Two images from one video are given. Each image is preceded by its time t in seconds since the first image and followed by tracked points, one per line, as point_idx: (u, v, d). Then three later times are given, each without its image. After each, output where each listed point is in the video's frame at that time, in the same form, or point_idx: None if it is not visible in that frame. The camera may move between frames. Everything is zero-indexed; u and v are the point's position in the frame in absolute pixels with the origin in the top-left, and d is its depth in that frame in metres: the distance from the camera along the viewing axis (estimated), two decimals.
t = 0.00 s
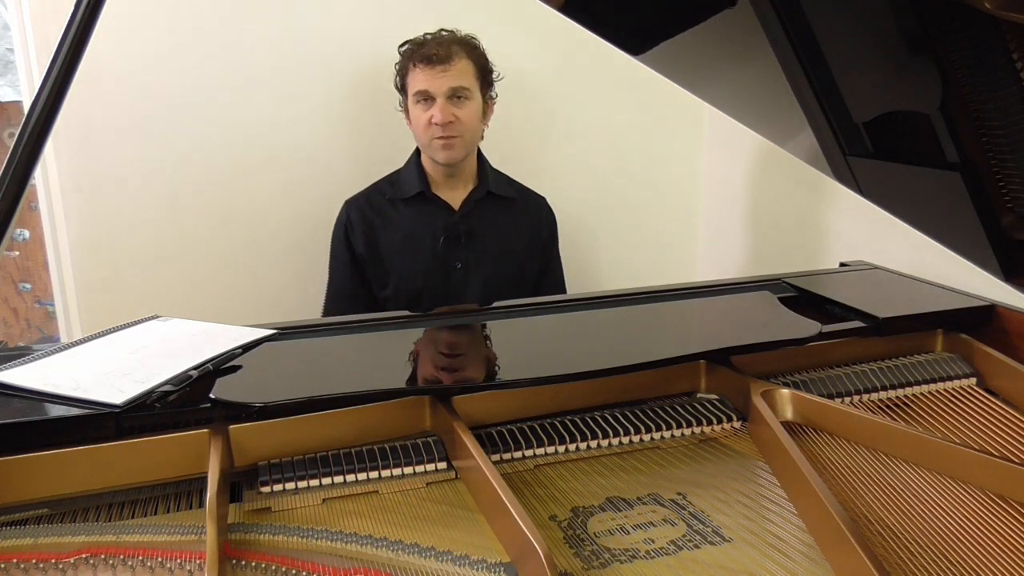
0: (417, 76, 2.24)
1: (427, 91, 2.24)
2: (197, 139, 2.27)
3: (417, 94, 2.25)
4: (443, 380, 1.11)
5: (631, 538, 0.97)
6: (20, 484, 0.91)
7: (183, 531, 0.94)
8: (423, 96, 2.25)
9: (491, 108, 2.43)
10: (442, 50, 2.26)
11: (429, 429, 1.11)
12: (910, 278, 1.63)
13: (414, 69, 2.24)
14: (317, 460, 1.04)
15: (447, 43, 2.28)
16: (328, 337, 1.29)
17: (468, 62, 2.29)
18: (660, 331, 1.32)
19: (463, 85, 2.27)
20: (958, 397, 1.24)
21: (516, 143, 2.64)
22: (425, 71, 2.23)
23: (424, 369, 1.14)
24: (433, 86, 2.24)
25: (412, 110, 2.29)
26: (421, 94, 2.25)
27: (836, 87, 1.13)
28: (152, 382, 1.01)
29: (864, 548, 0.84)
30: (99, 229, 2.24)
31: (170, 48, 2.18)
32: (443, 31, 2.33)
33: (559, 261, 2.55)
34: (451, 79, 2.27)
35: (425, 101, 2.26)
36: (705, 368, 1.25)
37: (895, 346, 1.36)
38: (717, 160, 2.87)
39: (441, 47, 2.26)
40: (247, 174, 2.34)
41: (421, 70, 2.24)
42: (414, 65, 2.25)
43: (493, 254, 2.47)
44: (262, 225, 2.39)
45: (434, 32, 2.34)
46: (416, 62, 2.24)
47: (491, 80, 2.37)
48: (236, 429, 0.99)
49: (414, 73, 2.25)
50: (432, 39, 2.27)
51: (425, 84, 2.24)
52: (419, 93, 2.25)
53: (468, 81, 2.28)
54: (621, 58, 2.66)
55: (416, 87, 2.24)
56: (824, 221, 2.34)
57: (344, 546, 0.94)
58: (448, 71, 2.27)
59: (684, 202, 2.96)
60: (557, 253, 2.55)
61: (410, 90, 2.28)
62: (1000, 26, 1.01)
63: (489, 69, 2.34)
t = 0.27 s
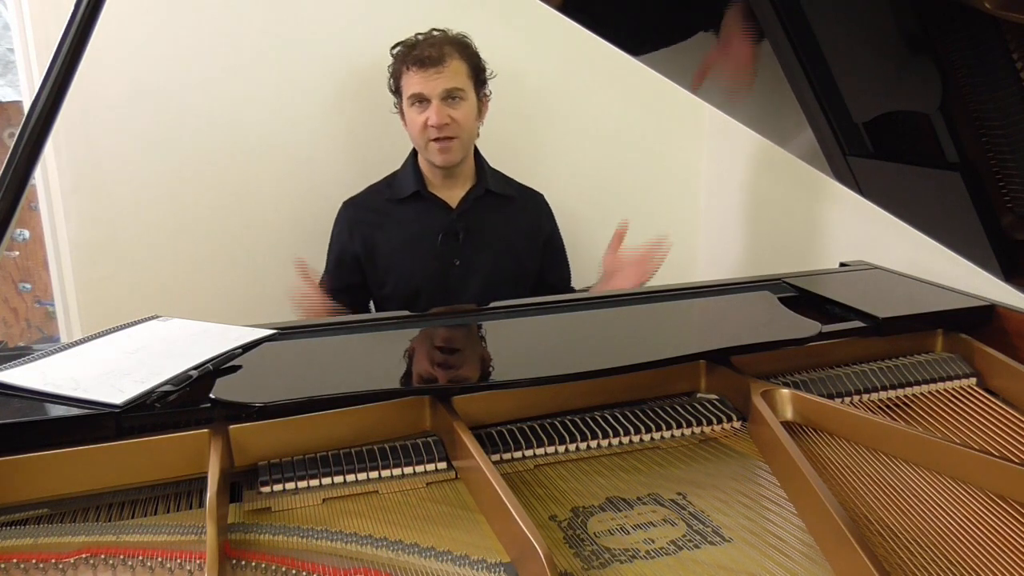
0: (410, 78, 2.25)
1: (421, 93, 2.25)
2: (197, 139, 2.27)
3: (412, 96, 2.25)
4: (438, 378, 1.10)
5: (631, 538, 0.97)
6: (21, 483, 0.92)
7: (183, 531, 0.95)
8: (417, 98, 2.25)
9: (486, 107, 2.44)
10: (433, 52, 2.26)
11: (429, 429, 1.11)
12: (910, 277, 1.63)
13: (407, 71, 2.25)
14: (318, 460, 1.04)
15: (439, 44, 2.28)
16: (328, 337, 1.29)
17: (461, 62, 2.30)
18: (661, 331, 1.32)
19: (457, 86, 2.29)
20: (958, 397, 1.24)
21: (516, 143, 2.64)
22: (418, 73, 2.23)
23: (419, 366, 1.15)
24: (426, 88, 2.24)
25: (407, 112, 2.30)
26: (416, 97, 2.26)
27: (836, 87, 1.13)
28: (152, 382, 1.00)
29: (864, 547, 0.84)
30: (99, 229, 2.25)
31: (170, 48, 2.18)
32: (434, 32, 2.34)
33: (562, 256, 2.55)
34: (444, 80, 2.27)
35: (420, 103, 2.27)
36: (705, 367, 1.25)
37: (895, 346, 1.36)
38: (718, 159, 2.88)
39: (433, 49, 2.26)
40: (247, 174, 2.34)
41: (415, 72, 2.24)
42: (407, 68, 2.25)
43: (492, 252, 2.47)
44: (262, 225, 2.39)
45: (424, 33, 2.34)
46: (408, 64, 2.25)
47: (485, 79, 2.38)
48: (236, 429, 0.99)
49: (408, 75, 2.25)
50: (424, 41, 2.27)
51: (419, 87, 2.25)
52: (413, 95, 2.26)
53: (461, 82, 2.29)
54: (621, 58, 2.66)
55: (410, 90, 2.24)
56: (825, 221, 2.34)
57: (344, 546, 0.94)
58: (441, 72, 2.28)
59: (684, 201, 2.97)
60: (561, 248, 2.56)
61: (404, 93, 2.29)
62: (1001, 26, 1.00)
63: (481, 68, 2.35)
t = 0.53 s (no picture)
0: (402, 75, 2.24)
1: (412, 89, 2.24)
2: (197, 139, 2.27)
3: (403, 93, 2.25)
4: (430, 380, 1.10)
5: (631, 538, 0.97)
6: (20, 484, 0.91)
7: (184, 531, 0.94)
8: (408, 94, 2.24)
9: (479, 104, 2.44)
10: (425, 48, 2.25)
11: (429, 429, 1.11)
12: (910, 277, 1.63)
13: (399, 68, 2.24)
14: (318, 460, 1.04)
15: (430, 40, 2.27)
16: (328, 337, 1.29)
17: (452, 58, 2.30)
18: (661, 331, 1.32)
19: (447, 81, 2.29)
20: (959, 397, 1.24)
21: (517, 143, 2.64)
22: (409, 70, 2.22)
23: (413, 366, 1.15)
24: (417, 84, 2.23)
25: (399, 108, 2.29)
26: (407, 93, 2.25)
27: (837, 87, 1.13)
28: (152, 382, 1.01)
29: (864, 547, 0.84)
30: (99, 229, 2.24)
31: (171, 49, 2.18)
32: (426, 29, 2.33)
33: (561, 243, 2.56)
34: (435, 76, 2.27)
35: (411, 99, 2.26)
36: (705, 368, 1.25)
37: (895, 346, 1.36)
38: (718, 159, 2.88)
39: (425, 45, 2.25)
40: (247, 174, 2.33)
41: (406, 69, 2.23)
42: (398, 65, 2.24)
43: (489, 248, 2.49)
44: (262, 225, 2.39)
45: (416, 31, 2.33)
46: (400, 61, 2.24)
47: (477, 75, 2.37)
48: (236, 429, 0.99)
49: (399, 72, 2.24)
50: (415, 37, 2.26)
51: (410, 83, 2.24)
52: (405, 91, 2.25)
53: (452, 78, 2.29)
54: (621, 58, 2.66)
55: (402, 86, 2.24)
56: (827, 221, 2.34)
57: (344, 546, 0.94)
58: (432, 68, 2.27)
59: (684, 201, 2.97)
60: (560, 236, 2.57)
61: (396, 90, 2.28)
62: (1001, 26, 1.01)
63: (473, 64, 2.34)
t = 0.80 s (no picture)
0: (397, 75, 2.23)
1: (407, 89, 2.23)
2: (197, 139, 2.27)
3: (399, 93, 2.24)
4: (426, 380, 1.10)
5: (631, 538, 0.97)
6: (20, 484, 0.91)
7: (184, 531, 0.95)
8: (404, 94, 2.24)
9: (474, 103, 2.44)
10: (420, 48, 2.24)
11: (429, 429, 1.11)
12: (910, 277, 1.63)
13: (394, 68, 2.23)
14: (318, 460, 1.04)
15: (425, 40, 2.27)
16: (328, 337, 1.29)
17: (447, 58, 2.29)
18: (661, 331, 1.32)
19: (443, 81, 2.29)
20: (959, 397, 1.24)
21: (517, 143, 2.64)
22: (404, 70, 2.21)
23: (408, 366, 1.15)
24: (413, 84, 2.23)
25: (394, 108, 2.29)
26: (402, 93, 2.24)
27: (837, 88, 1.13)
28: (152, 382, 1.01)
29: (864, 547, 0.84)
30: (99, 229, 2.24)
31: (171, 49, 2.18)
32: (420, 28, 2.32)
33: (557, 243, 2.55)
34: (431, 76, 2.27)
35: (406, 99, 2.25)
36: (705, 368, 1.25)
37: (895, 346, 1.36)
38: (719, 159, 2.88)
39: (420, 45, 2.25)
40: (247, 174, 2.33)
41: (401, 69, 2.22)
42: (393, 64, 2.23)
43: (485, 248, 2.50)
44: (262, 225, 2.39)
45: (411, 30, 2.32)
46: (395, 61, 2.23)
47: (471, 75, 2.38)
48: (236, 429, 0.99)
49: (394, 72, 2.24)
50: (410, 37, 2.26)
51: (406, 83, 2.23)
52: (400, 91, 2.24)
53: (447, 78, 2.29)
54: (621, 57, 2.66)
55: (397, 86, 2.23)
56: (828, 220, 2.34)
57: (344, 546, 0.94)
58: (427, 68, 2.27)
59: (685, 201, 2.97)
60: (556, 236, 2.56)
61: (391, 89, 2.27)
62: (1000, 26, 1.02)
63: (468, 64, 2.35)
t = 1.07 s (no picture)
0: (394, 74, 2.23)
1: (405, 89, 2.24)
2: (197, 139, 2.27)
3: (396, 92, 2.24)
4: (424, 380, 1.10)
5: (631, 538, 0.97)
6: (19, 484, 0.91)
7: (184, 531, 0.95)
8: (402, 94, 2.24)
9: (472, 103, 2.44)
10: (417, 48, 2.24)
11: (429, 429, 1.11)
12: (910, 277, 1.63)
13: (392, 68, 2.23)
14: (318, 460, 1.04)
15: (422, 40, 2.27)
16: (328, 337, 1.29)
17: (444, 58, 2.29)
18: (661, 331, 1.32)
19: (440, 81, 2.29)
20: (959, 397, 1.24)
21: (517, 142, 2.64)
22: (401, 69, 2.22)
23: (405, 367, 1.15)
24: (411, 83, 2.23)
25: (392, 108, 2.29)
26: (400, 92, 2.24)
27: (837, 88, 1.13)
28: (152, 382, 1.01)
29: (864, 547, 0.84)
30: (99, 229, 2.24)
31: (171, 49, 2.19)
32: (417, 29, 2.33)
33: (556, 243, 2.56)
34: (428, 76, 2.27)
35: (404, 99, 2.26)
36: (705, 367, 1.25)
37: (895, 346, 1.36)
38: (719, 159, 2.88)
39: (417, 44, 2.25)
40: (247, 174, 2.33)
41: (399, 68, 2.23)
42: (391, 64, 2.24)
43: (484, 248, 2.50)
44: (262, 225, 2.39)
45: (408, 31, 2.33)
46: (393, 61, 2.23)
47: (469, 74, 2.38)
48: (236, 429, 0.99)
49: (392, 72, 2.24)
50: (406, 38, 2.26)
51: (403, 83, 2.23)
52: (398, 91, 2.24)
53: (445, 77, 2.29)
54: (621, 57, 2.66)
55: (394, 86, 2.23)
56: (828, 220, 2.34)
57: (344, 546, 0.94)
58: (424, 68, 2.27)
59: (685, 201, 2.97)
60: (555, 235, 2.56)
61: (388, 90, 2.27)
62: (1000, 26, 1.02)
63: (465, 63, 2.35)
